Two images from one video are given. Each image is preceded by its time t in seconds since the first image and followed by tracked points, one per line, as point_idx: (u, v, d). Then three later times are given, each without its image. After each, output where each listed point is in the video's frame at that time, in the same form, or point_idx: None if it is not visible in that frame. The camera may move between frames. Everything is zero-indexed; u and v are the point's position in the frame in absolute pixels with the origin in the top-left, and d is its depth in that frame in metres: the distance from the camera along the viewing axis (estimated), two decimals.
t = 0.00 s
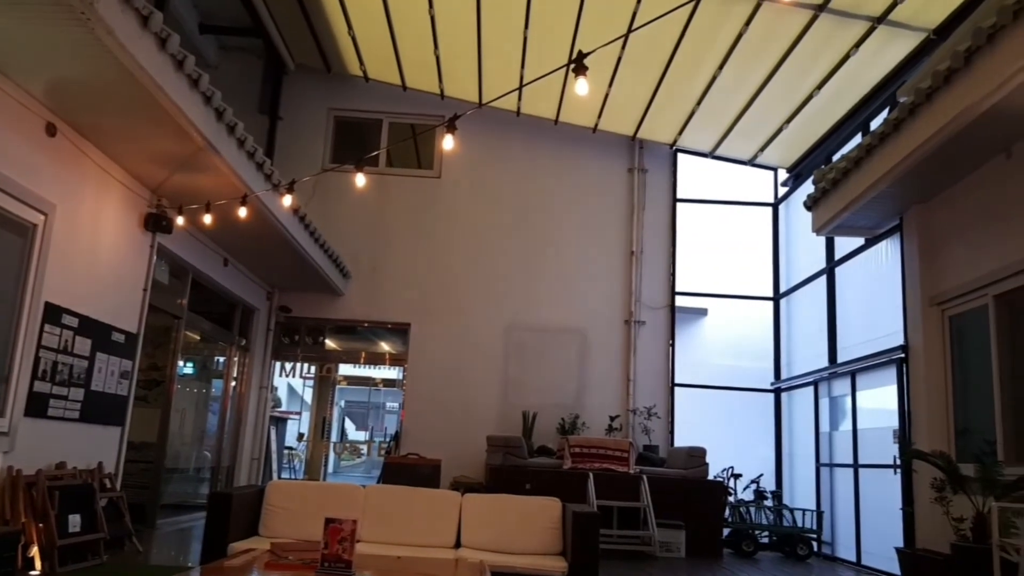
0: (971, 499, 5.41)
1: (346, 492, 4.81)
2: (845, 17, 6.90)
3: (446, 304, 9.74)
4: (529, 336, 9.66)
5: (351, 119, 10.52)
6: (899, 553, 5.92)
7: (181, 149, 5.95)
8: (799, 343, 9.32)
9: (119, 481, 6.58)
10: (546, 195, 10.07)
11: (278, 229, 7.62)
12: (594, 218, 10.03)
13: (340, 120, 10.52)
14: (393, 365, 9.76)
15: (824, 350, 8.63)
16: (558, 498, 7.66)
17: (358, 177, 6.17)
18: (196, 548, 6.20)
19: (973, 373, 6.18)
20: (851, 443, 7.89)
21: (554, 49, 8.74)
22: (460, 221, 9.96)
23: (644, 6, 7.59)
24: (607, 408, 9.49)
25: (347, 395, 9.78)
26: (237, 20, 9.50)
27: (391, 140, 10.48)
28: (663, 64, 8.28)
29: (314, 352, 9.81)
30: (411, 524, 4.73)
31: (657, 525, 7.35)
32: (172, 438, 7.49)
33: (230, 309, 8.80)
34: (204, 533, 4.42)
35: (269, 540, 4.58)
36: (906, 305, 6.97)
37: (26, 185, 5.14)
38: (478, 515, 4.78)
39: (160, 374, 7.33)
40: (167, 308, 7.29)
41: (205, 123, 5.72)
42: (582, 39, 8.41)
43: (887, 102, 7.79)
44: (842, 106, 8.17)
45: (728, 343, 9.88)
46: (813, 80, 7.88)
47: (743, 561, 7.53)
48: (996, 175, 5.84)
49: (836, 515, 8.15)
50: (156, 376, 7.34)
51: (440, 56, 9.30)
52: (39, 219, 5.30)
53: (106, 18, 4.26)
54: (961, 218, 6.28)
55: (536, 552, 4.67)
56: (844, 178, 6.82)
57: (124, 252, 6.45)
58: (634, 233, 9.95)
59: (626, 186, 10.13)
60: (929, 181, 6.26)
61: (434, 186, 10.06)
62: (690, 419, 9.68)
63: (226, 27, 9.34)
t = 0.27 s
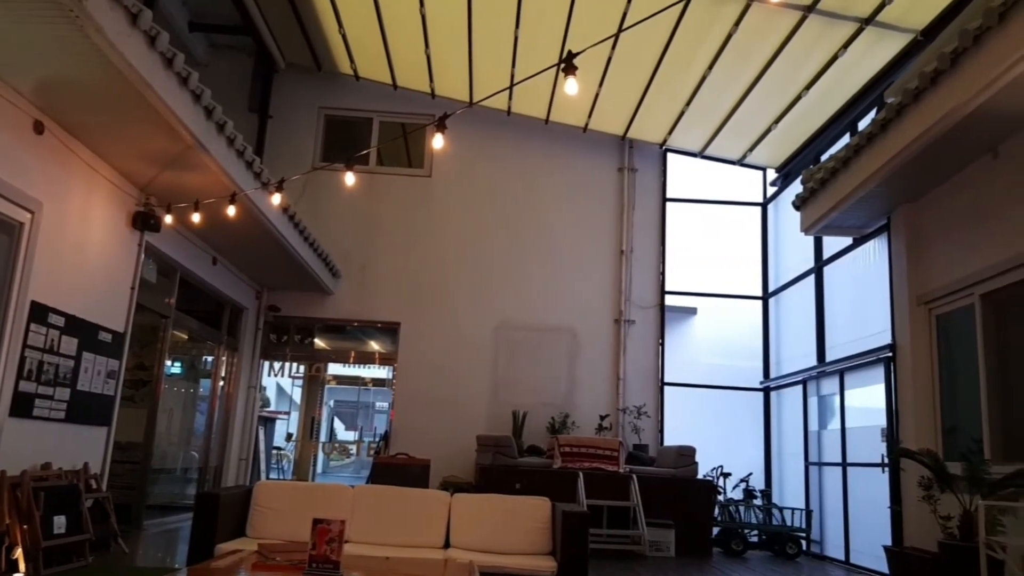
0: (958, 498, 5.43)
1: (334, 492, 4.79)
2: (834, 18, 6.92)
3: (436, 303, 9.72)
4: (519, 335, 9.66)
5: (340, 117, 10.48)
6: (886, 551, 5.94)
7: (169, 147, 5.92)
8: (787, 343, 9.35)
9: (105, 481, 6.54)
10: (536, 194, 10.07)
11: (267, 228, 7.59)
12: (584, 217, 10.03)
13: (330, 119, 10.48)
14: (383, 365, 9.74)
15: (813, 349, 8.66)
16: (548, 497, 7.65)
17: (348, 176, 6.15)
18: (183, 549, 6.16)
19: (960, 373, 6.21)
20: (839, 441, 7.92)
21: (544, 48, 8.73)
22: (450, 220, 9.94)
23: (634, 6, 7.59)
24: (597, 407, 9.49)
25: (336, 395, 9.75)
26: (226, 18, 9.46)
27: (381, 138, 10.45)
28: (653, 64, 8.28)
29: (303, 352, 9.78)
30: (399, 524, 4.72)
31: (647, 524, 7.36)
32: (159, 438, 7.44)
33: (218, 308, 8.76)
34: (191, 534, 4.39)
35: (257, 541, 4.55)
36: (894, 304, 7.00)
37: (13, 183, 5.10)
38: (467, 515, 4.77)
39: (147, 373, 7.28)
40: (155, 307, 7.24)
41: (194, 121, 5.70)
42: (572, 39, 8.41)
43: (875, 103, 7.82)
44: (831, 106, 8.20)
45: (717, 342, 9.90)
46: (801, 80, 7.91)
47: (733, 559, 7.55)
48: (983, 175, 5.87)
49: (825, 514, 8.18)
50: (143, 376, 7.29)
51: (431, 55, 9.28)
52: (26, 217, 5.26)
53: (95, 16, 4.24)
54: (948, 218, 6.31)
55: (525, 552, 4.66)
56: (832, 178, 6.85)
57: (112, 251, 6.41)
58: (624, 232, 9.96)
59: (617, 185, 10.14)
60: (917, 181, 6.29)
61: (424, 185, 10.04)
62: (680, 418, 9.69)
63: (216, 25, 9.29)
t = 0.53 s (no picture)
0: (938, 497, 5.48)
1: (319, 495, 4.78)
2: (816, 22, 6.98)
3: (422, 305, 9.71)
4: (505, 336, 9.66)
5: (326, 118, 10.44)
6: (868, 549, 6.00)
7: (152, 148, 5.88)
8: (771, 343, 9.40)
9: (87, 485, 6.49)
10: (522, 195, 10.08)
11: (251, 229, 7.55)
12: (570, 218, 10.05)
13: (315, 119, 10.45)
14: (368, 367, 9.71)
15: (796, 349, 8.72)
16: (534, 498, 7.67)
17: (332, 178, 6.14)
18: (166, 554, 6.13)
19: (940, 373, 6.28)
20: (823, 441, 7.98)
21: (530, 49, 8.75)
22: (435, 221, 9.93)
23: (618, 8, 7.62)
24: (583, 408, 9.51)
25: (321, 397, 9.73)
26: (210, 18, 9.41)
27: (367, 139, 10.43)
28: (638, 66, 8.31)
29: (288, 354, 9.74)
30: (385, 526, 4.72)
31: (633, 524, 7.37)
32: (142, 442, 7.40)
33: (202, 310, 8.72)
34: (174, 539, 4.37)
35: (241, 545, 4.53)
36: (876, 305, 7.06)
37: None
38: (452, 517, 4.77)
39: (129, 376, 7.23)
40: (137, 309, 7.20)
41: (177, 122, 5.66)
42: (557, 41, 8.43)
43: (857, 105, 7.88)
44: (813, 109, 8.26)
45: (702, 343, 9.95)
46: (785, 83, 7.96)
47: (717, 559, 7.59)
48: (962, 178, 5.93)
49: (808, 513, 8.23)
50: (125, 379, 7.23)
51: (417, 56, 9.27)
52: (5, 218, 5.21)
53: (76, 15, 4.21)
54: (928, 220, 6.37)
55: (511, 553, 4.67)
56: (815, 180, 6.90)
57: (93, 253, 6.36)
58: (609, 233, 9.98)
59: (602, 186, 10.16)
60: (898, 184, 6.35)
61: (410, 186, 10.03)
62: (665, 419, 9.73)
63: (201, 25, 9.26)
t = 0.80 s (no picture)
0: (916, 499, 5.53)
1: (301, 498, 4.76)
2: (798, 28, 7.03)
3: (405, 307, 9.69)
4: (488, 338, 9.65)
5: (310, 118, 10.39)
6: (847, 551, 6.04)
7: (132, 147, 5.84)
8: (753, 346, 9.46)
9: (64, 487, 6.41)
10: (506, 197, 10.08)
11: (233, 230, 7.50)
12: (555, 220, 10.06)
13: (300, 120, 10.40)
14: (351, 369, 9.67)
15: (778, 353, 8.78)
16: (516, 501, 7.65)
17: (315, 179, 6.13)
18: (145, 558, 6.06)
19: (919, 377, 6.34)
20: (803, 444, 8.03)
21: (514, 51, 8.75)
22: (420, 223, 9.92)
23: (603, 11, 7.63)
24: (566, 410, 9.52)
25: (304, 400, 9.66)
26: (194, 16, 9.34)
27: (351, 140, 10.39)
28: (623, 69, 8.34)
29: (270, 355, 9.68)
30: (367, 528, 4.70)
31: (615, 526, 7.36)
32: (120, 444, 7.33)
33: (183, 311, 8.65)
34: (152, 543, 4.33)
35: (220, 548, 4.49)
36: (856, 309, 7.11)
37: None
38: (434, 519, 4.75)
39: (109, 377, 7.15)
40: (117, 310, 7.13)
41: (158, 121, 5.62)
42: (541, 43, 8.44)
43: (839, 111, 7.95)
44: (796, 115, 8.32)
45: (685, 346, 9.99)
46: (767, 88, 8.01)
47: (699, 561, 7.62)
48: (941, 183, 5.99)
49: (789, 515, 8.29)
50: (104, 380, 7.16)
51: (402, 56, 9.25)
52: None
53: (55, 11, 4.17)
54: (907, 226, 6.44)
55: (494, 556, 4.66)
56: (796, 185, 6.95)
57: (71, 252, 6.29)
58: (594, 236, 10.01)
59: (586, 189, 10.18)
60: (878, 189, 6.41)
61: (394, 187, 10.00)
62: (648, 421, 9.75)
63: (185, 23, 9.16)
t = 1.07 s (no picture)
0: (895, 500, 5.59)
1: (284, 500, 4.72)
2: (781, 32, 7.10)
3: (388, 308, 9.66)
4: (471, 340, 9.64)
5: (293, 119, 10.35)
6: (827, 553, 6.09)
7: (112, 147, 5.78)
8: (735, 349, 9.52)
9: (42, 490, 6.33)
10: (490, 200, 10.08)
11: (215, 230, 7.45)
12: (539, 223, 10.08)
13: (282, 120, 10.35)
14: (333, 371, 9.62)
15: (759, 356, 8.84)
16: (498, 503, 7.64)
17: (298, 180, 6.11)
18: (124, 561, 5.98)
19: (899, 380, 6.41)
20: (784, 446, 8.09)
21: (499, 54, 8.77)
22: (404, 224, 9.89)
23: (588, 13, 7.66)
24: (549, 413, 9.53)
25: (285, 402, 9.60)
26: (175, 15, 9.27)
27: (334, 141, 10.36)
28: (607, 73, 8.37)
29: (252, 357, 9.62)
30: (350, 531, 4.67)
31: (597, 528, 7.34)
32: (100, 446, 7.24)
33: (163, 312, 8.57)
34: (132, 544, 4.28)
35: (201, 551, 4.44)
36: (837, 312, 7.18)
37: None
38: (417, 522, 4.73)
39: (89, 379, 7.06)
40: (97, 311, 7.05)
41: (139, 120, 5.57)
42: (526, 45, 8.46)
43: (820, 116, 8.03)
44: (777, 120, 8.39)
45: (667, 349, 10.04)
46: (750, 92, 8.07)
47: (680, 562, 7.65)
48: (921, 187, 6.07)
49: (769, 517, 8.34)
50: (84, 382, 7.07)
51: (386, 58, 9.24)
52: None
53: (34, 9, 4.13)
54: (887, 230, 6.51)
55: (476, 558, 4.65)
56: (778, 189, 7.00)
57: (51, 253, 6.21)
58: (577, 238, 10.03)
59: (569, 192, 10.21)
60: (858, 193, 6.47)
61: (378, 189, 9.97)
62: (630, 424, 9.78)
63: (166, 22, 9.07)
